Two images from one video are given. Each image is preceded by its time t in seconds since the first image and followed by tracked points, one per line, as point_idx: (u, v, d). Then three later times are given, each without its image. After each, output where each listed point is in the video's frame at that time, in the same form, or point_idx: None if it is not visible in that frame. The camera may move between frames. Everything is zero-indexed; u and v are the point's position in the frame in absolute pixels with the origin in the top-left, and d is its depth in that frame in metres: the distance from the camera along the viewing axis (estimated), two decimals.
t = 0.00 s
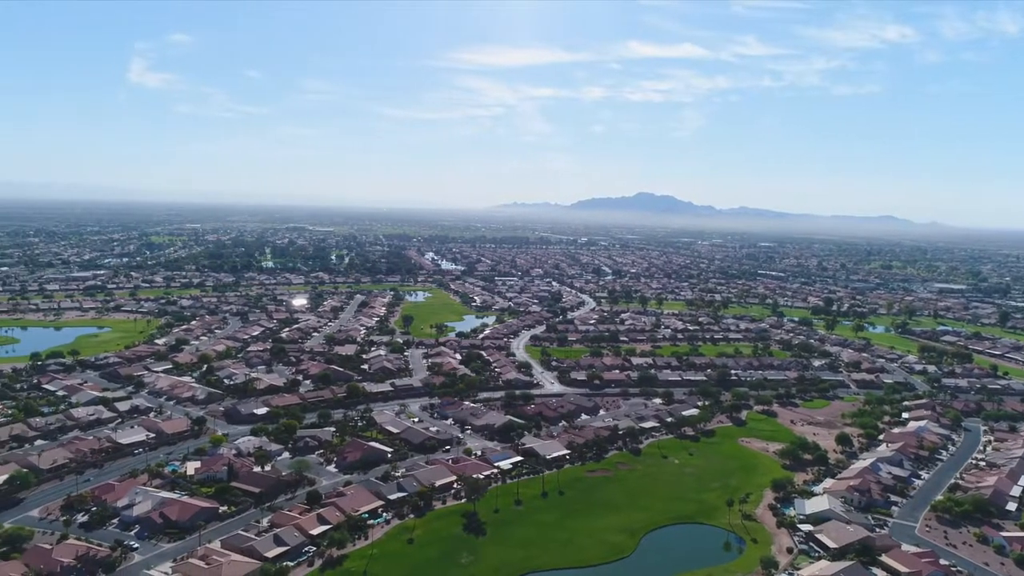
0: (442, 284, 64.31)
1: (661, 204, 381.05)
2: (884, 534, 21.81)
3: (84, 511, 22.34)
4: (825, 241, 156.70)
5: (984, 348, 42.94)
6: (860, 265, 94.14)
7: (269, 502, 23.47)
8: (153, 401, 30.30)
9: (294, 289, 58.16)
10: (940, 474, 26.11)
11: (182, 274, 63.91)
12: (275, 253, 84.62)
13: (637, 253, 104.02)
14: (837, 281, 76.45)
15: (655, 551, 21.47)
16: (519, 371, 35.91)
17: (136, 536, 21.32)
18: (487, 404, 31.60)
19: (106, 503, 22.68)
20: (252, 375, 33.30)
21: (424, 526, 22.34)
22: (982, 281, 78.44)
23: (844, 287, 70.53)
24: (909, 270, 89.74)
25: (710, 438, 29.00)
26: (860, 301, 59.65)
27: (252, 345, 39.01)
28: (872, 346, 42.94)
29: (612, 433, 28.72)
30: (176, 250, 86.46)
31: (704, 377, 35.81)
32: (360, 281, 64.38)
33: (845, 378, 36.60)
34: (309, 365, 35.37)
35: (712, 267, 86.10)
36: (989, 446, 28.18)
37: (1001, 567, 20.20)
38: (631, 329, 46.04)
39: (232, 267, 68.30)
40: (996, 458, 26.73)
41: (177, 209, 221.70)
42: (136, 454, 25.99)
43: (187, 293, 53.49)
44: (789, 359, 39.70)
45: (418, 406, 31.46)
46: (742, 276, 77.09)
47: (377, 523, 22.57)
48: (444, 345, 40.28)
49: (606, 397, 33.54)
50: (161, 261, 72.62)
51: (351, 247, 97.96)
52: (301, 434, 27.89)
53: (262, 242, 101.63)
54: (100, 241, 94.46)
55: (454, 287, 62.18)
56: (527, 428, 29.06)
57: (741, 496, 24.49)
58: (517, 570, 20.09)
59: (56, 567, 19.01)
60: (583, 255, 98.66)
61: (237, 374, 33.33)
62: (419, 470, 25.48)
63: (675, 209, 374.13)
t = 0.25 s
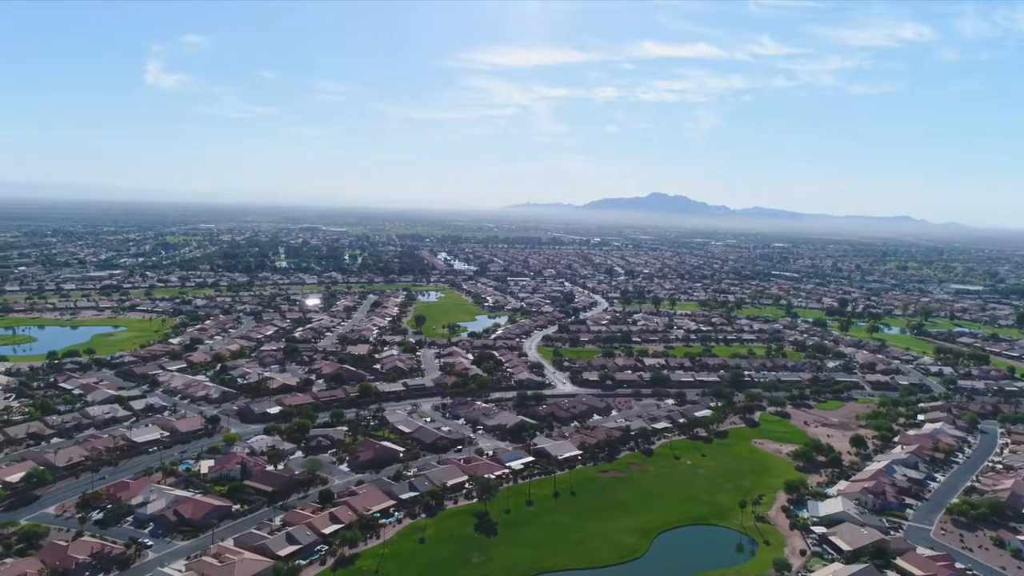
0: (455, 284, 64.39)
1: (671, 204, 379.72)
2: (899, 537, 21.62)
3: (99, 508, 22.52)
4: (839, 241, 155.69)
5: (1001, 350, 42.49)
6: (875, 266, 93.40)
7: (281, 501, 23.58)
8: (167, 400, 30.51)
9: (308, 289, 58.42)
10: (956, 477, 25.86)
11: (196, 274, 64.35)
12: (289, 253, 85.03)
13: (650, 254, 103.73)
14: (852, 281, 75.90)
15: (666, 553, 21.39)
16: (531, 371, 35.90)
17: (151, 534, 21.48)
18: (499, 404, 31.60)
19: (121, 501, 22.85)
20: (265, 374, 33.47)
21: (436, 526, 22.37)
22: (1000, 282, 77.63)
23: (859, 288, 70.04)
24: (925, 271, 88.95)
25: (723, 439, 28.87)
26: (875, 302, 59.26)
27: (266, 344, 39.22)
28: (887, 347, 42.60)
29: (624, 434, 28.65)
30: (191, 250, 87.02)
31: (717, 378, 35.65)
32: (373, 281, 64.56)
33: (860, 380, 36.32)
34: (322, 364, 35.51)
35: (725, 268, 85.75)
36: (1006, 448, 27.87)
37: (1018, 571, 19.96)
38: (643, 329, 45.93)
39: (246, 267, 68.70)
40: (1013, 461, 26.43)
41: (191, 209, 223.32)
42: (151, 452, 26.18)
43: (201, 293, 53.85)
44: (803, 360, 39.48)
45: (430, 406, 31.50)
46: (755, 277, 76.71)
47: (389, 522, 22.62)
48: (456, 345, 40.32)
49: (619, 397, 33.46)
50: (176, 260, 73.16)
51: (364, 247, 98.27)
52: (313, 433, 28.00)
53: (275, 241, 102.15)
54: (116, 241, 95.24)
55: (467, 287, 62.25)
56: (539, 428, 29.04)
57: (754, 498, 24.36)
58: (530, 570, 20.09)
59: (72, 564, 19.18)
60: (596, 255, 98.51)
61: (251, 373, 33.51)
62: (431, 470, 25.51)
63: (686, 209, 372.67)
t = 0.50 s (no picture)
0: (467, 284, 64.47)
1: (682, 204, 378.23)
2: (914, 540, 21.42)
3: (114, 506, 22.72)
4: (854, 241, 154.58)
5: (1020, 352, 42.00)
6: (891, 267, 92.62)
7: (294, 500, 23.68)
8: (182, 399, 30.74)
9: (321, 289, 58.68)
10: (972, 480, 25.58)
11: (211, 273, 64.77)
12: (302, 253, 85.44)
13: (663, 254, 103.41)
14: (867, 282, 75.32)
15: (678, 554, 21.31)
16: (543, 371, 35.88)
17: (166, 531, 21.64)
18: (511, 404, 31.61)
19: (136, 498, 23.04)
20: (279, 374, 33.65)
21: (448, 525, 22.40)
22: (1018, 283, 76.76)
23: (875, 289, 69.49)
24: (941, 271, 88.11)
25: (736, 441, 28.74)
26: (891, 303, 58.74)
27: (279, 344, 39.43)
28: (903, 349, 42.24)
29: (636, 435, 28.57)
30: (206, 250, 87.63)
31: (731, 379, 35.48)
32: (386, 281, 64.75)
33: (875, 381, 36.04)
34: (335, 364, 35.65)
35: (739, 268, 85.35)
36: None
37: None
38: (656, 330, 45.81)
39: (259, 267, 69.11)
40: None
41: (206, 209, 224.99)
42: (165, 451, 26.39)
43: (216, 293, 54.22)
44: (818, 361, 39.22)
45: (443, 406, 31.55)
46: (769, 277, 76.29)
47: (401, 521, 22.67)
48: (469, 345, 40.36)
49: (631, 398, 33.38)
50: (191, 260, 73.65)
51: (377, 247, 98.59)
52: (326, 433, 28.12)
53: (289, 241, 102.66)
54: (132, 241, 96.07)
55: (479, 287, 62.33)
56: (551, 428, 29.01)
57: (767, 500, 24.22)
58: (542, 570, 20.07)
59: (87, 561, 19.35)
60: (609, 255, 98.34)
61: (265, 372, 33.71)
62: (443, 469, 25.55)
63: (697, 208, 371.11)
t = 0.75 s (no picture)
0: (480, 284, 64.52)
1: (694, 204, 376.68)
2: (930, 543, 21.22)
3: (130, 503, 22.91)
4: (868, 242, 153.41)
5: None
6: (907, 267, 91.79)
7: (307, 498, 23.78)
8: (196, 397, 30.94)
9: (334, 289, 58.93)
10: (989, 483, 25.32)
11: (225, 273, 65.17)
12: (316, 253, 85.83)
13: (676, 255, 103.07)
14: (883, 283, 74.71)
15: (691, 555, 21.22)
16: (556, 372, 35.86)
17: (180, 529, 21.80)
18: (523, 405, 31.59)
19: (150, 496, 23.21)
20: (292, 373, 33.81)
21: (460, 525, 22.41)
22: None
23: (890, 290, 68.91)
24: (958, 272, 87.18)
25: (749, 442, 28.59)
26: (907, 304, 58.22)
27: (293, 343, 39.63)
28: (919, 350, 41.88)
29: (649, 435, 28.49)
30: (221, 250, 88.24)
31: (744, 380, 35.30)
32: (399, 281, 64.91)
33: (890, 383, 35.76)
34: (348, 363, 35.79)
35: (753, 269, 84.91)
36: None
37: None
38: (669, 330, 45.66)
39: (273, 267, 69.50)
40: None
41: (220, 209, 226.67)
42: (180, 449, 26.58)
43: (231, 292, 54.56)
44: (832, 363, 38.95)
45: (455, 406, 31.59)
46: (784, 278, 75.84)
47: (413, 520, 22.72)
48: (481, 345, 40.39)
49: (644, 399, 33.28)
50: (206, 260, 74.12)
51: (390, 247, 98.88)
52: (339, 432, 28.23)
53: (302, 242, 103.15)
54: (149, 241, 96.87)
55: (492, 287, 62.40)
56: (564, 429, 28.98)
57: (781, 502, 24.08)
58: (554, 571, 20.05)
59: (103, 557, 19.54)
60: (622, 255, 98.10)
61: (278, 372, 33.87)
62: (455, 469, 25.57)
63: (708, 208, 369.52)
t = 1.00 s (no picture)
0: (492, 285, 64.57)
1: (705, 204, 375.25)
2: (946, 546, 21.02)
3: (145, 501, 23.09)
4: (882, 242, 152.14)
5: None
6: (923, 268, 91.00)
7: (320, 498, 23.87)
8: (211, 396, 31.15)
9: (348, 289, 59.16)
10: (1007, 486, 25.04)
11: (239, 273, 65.54)
12: (329, 253, 86.17)
13: (689, 255, 102.72)
14: (898, 284, 74.11)
15: (703, 557, 21.13)
16: (568, 372, 35.82)
17: (194, 527, 21.94)
18: (535, 405, 31.57)
19: (165, 494, 23.38)
20: (305, 372, 33.97)
21: (472, 525, 22.43)
22: None
23: (906, 291, 68.32)
24: (975, 273, 86.30)
25: (763, 443, 28.45)
26: (923, 305, 57.71)
27: (306, 343, 39.81)
28: (935, 352, 41.51)
29: (661, 436, 28.40)
30: (235, 249, 88.74)
31: (758, 381, 35.12)
32: (412, 281, 65.07)
33: (905, 385, 35.47)
34: (360, 363, 35.91)
35: (767, 269, 84.43)
36: None
37: None
38: (682, 331, 45.50)
39: (287, 267, 69.87)
40: None
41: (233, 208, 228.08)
42: (194, 447, 26.76)
43: (245, 292, 54.87)
44: (847, 364, 38.68)
45: (467, 406, 31.62)
46: (798, 279, 75.42)
47: (425, 520, 22.75)
48: (494, 345, 40.42)
49: (656, 399, 33.18)
50: (220, 260, 74.56)
51: (403, 247, 99.16)
52: (352, 431, 28.32)
53: (315, 242, 103.61)
54: (164, 241, 97.51)
55: (505, 287, 62.42)
56: (576, 429, 28.94)
57: (794, 504, 23.93)
58: (565, 571, 20.02)
59: (118, 555, 19.70)
60: (635, 256, 97.93)
61: (291, 371, 34.03)
62: (467, 469, 25.59)
63: (720, 209, 368.02)
